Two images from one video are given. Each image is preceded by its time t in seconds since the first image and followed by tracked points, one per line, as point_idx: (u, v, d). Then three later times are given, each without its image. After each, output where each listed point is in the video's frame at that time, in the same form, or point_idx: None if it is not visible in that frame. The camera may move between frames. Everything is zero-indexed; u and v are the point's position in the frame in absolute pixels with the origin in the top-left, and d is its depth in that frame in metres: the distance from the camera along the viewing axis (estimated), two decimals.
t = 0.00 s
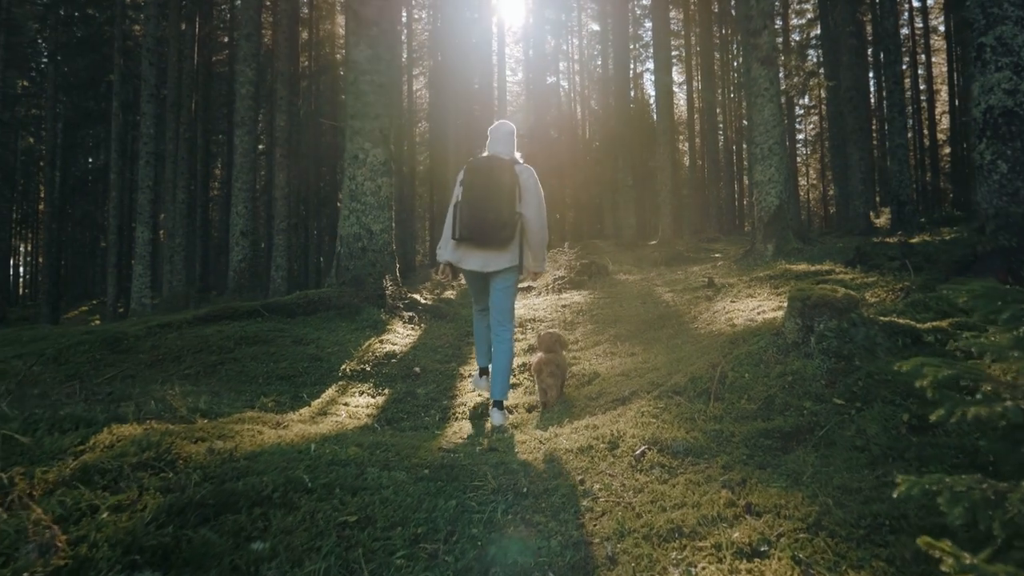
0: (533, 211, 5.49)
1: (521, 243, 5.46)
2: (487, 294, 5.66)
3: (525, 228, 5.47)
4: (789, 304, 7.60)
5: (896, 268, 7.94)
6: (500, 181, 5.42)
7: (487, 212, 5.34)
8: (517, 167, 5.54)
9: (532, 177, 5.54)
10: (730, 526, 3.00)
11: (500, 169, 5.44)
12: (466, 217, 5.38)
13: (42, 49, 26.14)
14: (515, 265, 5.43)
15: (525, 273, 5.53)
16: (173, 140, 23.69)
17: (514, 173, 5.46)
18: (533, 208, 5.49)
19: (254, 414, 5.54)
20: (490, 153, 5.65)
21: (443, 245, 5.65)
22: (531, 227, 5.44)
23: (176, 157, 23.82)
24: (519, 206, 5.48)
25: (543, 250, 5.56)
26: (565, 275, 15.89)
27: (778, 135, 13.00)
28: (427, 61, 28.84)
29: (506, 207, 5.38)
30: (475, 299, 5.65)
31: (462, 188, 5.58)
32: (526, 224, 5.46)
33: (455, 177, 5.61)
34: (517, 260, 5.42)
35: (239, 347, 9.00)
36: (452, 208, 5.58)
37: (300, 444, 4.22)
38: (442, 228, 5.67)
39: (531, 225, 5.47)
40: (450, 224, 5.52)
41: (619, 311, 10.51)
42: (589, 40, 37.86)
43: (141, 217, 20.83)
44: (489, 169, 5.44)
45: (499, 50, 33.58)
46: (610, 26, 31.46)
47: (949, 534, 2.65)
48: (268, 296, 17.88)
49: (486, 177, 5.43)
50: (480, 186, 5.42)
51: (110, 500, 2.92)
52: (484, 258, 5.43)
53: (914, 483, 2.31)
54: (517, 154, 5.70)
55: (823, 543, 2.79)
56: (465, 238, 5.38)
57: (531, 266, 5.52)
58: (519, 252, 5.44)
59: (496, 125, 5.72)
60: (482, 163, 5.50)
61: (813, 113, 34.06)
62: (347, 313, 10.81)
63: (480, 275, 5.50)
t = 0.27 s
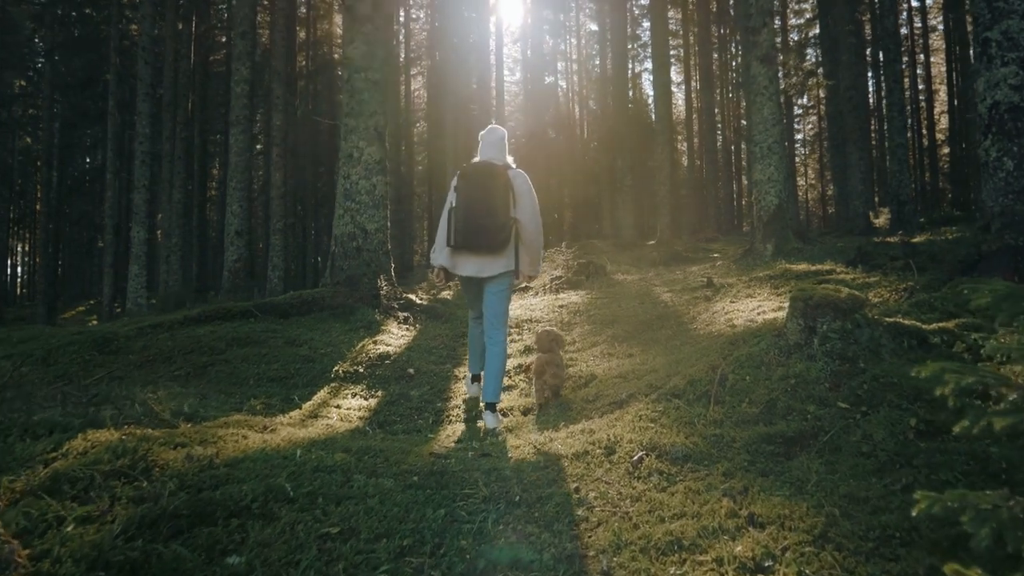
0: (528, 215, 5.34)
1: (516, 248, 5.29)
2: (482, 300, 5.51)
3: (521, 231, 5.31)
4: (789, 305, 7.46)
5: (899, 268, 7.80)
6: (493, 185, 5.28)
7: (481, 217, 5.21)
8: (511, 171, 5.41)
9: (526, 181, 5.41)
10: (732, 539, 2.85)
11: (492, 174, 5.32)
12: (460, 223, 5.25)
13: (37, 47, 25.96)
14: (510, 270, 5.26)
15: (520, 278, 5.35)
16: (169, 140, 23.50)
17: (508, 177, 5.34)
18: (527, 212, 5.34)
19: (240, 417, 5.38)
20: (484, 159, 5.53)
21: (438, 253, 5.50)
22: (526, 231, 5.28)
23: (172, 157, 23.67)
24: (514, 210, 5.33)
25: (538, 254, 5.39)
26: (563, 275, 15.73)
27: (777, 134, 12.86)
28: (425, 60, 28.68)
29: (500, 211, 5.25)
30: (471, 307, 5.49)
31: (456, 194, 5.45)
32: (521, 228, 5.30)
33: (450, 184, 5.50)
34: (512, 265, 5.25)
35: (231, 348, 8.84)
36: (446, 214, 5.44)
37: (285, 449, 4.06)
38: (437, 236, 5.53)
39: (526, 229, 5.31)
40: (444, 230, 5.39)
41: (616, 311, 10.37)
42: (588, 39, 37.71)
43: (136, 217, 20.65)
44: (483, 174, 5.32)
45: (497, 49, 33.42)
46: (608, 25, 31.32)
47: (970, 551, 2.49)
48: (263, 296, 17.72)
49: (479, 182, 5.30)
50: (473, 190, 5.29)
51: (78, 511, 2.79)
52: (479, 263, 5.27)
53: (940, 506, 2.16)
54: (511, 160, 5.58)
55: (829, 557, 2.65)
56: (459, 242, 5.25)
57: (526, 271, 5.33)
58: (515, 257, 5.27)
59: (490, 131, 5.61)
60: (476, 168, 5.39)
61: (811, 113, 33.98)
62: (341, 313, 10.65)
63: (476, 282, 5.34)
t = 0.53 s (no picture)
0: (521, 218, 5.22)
1: (509, 250, 5.17)
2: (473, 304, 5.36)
3: (513, 236, 5.19)
4: (790, 305, 7.31)
5: (902, 267, 7.66)
6: (485, 188, 5.18)
7: (474, 220, 5.10)
8: (504, 174, 5.31)
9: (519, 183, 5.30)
10: (733, 552, 2.70)
11: (484, 177, 5.21)
12: (453, 226, 5.13)
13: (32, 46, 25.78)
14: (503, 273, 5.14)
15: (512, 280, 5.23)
16: (165, 139, 23.32)
17: (500, 180, 5.23)
18: (520, 215, 5.23)
19: (225, 421, 5.22)
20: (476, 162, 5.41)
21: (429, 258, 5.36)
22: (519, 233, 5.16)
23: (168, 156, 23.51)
24: (506, 213, 5.22)
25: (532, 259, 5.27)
26: (560, 275, 15.57)
27: (777, 133, 12.72)
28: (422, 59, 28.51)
29: (493, 213, 5.13)
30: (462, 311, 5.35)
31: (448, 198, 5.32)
32: (514, 232, 5.19)
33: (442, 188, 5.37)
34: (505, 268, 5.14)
35: (222, 349, 8.69)
36: (438, 218, 5.31)
37: (269, 455, 3.90)
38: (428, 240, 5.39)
39: (518, 232, 5.19)
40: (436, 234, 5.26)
41: (614, 312, 10.22)
42: (586, 39, 37.56)
43: (132, 217, 20.47)
44: (475, 177, 5.21)
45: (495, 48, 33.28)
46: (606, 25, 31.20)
47: (992, 567, 2.34)
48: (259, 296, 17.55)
49: (471, 185, 5.20)
50: (465, 194, 5.18)
51: (40, 524, 2.65)
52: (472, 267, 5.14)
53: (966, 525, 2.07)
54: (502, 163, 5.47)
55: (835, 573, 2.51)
56: (451, 245, 5.11)
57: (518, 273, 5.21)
58: (507, 260, 5.15)
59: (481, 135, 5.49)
60: (469, 172, 5.27)
61: (810, 113, 33.89)
62: (335, 313, 10.49)
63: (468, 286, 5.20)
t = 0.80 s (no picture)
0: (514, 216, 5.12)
1: (503, 249, 5.06)
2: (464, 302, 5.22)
3: (506, 236, 5.09)
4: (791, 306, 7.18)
5: (906, 267, 7.53)
6: (480, 185, 5.06)
7: (470, 217, 4.96)
8: (497, 173, 5.20)
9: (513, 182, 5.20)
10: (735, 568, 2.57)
11: (479, 174, 5.10)
12: (448, 223, 4.99)
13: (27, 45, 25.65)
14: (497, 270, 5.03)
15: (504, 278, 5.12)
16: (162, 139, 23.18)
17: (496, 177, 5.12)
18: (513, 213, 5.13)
19: (211, 425, 5.07)
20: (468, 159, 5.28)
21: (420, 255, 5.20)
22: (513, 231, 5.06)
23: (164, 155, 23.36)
24: (500, 212, 5.11)
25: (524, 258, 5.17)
26: (559, 275, 15.41)
27: (776, 131, 12.58)
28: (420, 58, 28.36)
29: (489, 210, 5.01)
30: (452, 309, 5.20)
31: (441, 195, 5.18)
32: (508, 231, 5.08)
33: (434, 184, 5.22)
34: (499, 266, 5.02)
35: (214, 351, 8.55)
36: (430, 215, 5.16)
37: (253, 463, 3.76)
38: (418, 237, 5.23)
39: (512, 231, 5.08)
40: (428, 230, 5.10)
41: (612, 313, 10.08)
42: (585, 38, 37.42)
43: (128, 216, 20.32)
44: (470, 174, 5.08)
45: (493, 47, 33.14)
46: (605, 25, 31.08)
47: None
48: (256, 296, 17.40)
49: (465, 182, 5.07)
50: (459, 190, 5.05)
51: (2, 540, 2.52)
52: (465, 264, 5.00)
53: (995, 549, 1.96)
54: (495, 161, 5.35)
55: None
56: (445, 241, 4.97)
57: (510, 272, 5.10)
58: (501, 258, 5.04)
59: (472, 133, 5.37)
60: (463, 169, 5.14)
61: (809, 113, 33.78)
62: (329, 314, 10.34)
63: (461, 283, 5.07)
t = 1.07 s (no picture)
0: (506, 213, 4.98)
1: (495, 247, 4.93)
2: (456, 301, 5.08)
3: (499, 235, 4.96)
4: (794, 309, 7.02)
5: (911, 268, 7.39)
6: (474, 182, 4.93)
7: (463, 214, 4.82)
8: (491, 170, 5.06)
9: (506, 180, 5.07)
10: None
11: (472, 171, 4.96)
12: (440, 218, 4.83)
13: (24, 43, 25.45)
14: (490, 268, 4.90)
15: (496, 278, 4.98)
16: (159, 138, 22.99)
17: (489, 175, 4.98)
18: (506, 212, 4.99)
19: (195, 431, 4.90)
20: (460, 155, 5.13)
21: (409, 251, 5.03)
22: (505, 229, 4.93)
23: (162, 155, 23.17)
24: (492, 211, 4.97)
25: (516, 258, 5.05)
26: (556, 277, 15.24)
27: (777, 131, 12.44)
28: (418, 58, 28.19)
29: (482, 207, 4.87)
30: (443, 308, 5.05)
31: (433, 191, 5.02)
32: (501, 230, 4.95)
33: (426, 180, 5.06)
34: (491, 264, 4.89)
35: (205, 353, 8.38)
36: (421, 212, 5.01)
37: (235, 474, 3.60)
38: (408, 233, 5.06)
39: (505, 229, 4.95)
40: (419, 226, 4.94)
41: (610, 314, 9.91)
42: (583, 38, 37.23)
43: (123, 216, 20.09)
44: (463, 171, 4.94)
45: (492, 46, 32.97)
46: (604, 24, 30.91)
47: None
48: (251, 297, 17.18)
49: (458, 178, 4.92)
50: (452, 187, 4.91)
51: None
52: (456, 261, 4.85)
53: None
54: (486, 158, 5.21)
55: None
56: (437, 237, 4.82)
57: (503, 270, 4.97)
58: (493, 256, 4.90)
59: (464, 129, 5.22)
60: (455, 166, 5.00)
61: (809, 113, 33.64)
62: (323, 316, 10.17)
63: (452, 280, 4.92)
